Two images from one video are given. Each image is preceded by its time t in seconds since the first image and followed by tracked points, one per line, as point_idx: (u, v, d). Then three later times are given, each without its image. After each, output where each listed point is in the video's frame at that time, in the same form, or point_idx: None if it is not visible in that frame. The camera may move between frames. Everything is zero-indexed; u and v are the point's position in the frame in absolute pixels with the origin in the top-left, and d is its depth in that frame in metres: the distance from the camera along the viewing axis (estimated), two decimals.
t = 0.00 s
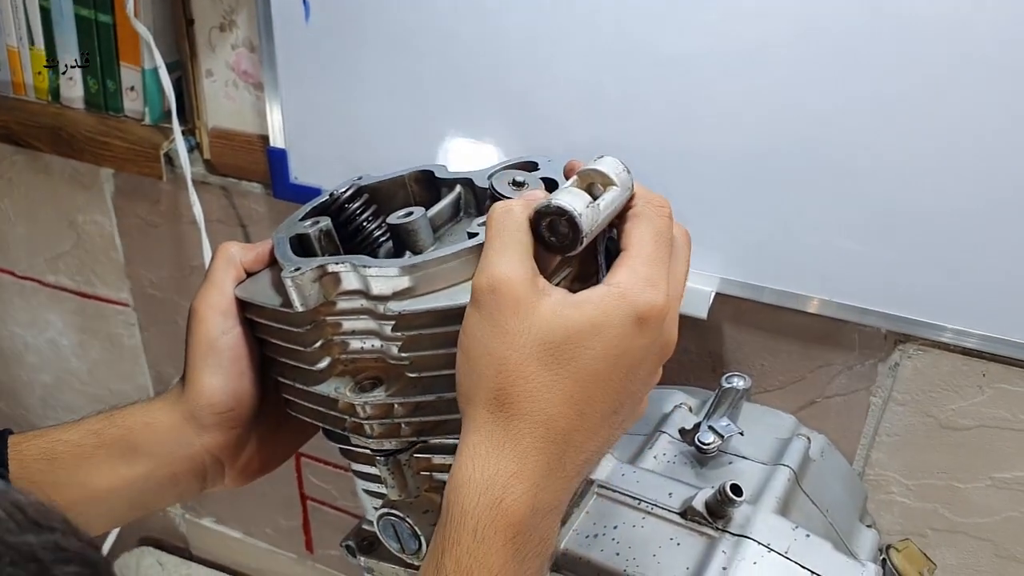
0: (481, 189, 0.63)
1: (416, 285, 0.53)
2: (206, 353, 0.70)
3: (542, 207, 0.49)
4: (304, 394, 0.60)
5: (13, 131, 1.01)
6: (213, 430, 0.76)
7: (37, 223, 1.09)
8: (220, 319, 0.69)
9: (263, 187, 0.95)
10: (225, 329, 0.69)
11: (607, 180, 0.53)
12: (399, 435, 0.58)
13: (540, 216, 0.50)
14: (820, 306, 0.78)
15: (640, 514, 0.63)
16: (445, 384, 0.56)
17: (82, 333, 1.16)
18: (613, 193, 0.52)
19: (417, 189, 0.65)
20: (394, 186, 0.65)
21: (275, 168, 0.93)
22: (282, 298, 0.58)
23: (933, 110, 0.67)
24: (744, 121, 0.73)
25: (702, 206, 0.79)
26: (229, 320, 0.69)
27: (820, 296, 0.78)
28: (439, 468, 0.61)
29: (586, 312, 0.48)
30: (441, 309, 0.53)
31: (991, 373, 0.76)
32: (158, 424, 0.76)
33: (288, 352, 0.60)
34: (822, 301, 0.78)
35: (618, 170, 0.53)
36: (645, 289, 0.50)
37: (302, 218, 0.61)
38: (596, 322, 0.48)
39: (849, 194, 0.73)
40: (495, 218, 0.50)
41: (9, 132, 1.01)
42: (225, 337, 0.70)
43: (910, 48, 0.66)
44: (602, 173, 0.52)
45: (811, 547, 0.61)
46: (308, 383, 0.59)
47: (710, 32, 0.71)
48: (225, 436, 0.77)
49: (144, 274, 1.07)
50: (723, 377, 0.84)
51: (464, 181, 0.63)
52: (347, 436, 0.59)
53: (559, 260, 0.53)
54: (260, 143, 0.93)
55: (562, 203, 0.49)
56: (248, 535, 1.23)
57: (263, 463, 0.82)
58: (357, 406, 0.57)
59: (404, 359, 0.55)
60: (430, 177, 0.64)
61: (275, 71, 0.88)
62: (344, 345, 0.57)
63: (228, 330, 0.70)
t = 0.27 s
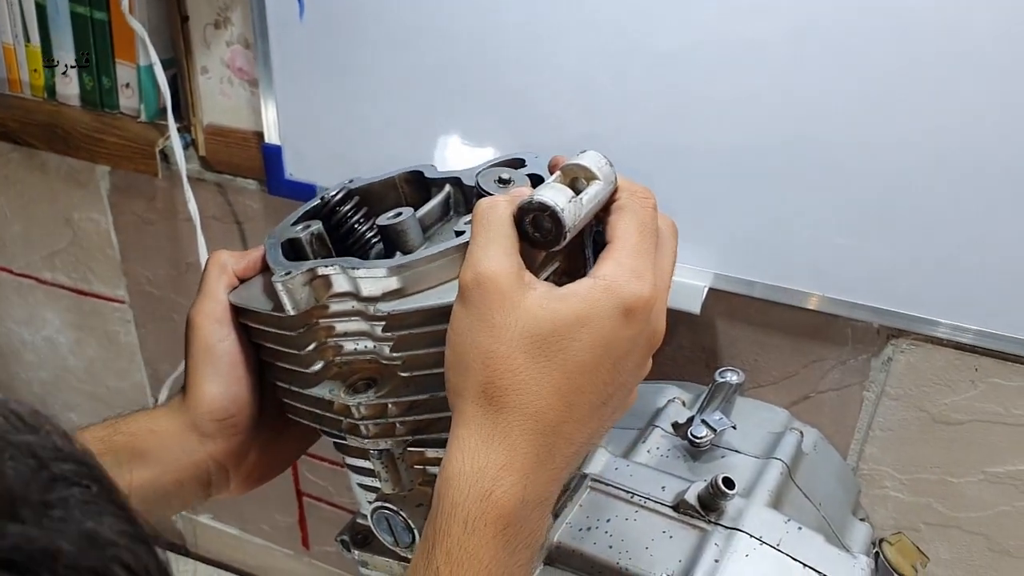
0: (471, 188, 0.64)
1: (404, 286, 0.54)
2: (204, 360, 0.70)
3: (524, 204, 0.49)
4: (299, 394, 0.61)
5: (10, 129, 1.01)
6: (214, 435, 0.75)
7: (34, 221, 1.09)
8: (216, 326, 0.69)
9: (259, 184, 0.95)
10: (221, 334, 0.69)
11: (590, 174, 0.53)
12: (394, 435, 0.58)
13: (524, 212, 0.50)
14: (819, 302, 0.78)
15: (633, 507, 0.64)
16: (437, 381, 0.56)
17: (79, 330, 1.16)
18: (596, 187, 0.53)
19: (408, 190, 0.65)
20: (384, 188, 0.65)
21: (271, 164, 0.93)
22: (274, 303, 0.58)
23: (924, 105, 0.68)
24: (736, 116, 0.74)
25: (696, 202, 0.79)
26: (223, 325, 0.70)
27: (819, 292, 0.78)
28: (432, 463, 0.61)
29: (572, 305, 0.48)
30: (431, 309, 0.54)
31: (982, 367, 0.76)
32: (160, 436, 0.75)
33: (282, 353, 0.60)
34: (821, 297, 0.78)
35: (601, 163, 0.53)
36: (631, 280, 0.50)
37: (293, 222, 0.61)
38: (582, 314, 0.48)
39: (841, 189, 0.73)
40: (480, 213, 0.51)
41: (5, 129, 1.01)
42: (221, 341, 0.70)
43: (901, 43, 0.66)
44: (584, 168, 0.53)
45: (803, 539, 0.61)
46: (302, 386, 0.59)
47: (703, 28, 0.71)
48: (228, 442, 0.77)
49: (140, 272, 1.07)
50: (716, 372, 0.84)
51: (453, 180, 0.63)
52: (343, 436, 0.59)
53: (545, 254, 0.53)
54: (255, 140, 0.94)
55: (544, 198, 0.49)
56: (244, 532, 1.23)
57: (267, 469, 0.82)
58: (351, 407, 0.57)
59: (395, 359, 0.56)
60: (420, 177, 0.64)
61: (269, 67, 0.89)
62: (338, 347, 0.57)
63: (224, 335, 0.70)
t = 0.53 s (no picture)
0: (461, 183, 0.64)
1: (393, 279, 0.54)
2: (195, 355, 0.70)
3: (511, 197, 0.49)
4: (288, 389, 0.61)
5: (3, 123, 1.01)
6: (206, 431, 0.75)
7: (27, 216, 1.09)
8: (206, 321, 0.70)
9: (252, 179, 0.95)
10: (211, 330, 0.70)
11: (579, 168, 0.53)
12: (383, 429, 0.58)
13: (512, 205, 0.50)
14: (818, 298, 0.78)
15: (622, 501, 0.64)
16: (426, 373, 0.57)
17: (73, 326, 1.16)
18: (584, 181, 0.53)
19: (398, 184, 0.65)
20: (375, 182, 0.65)
21: (264, 159, 0.93)
22: (263, 297, 0.58)
23: (916, 99, 0.68)
24: (729, 111, 0.74)
25: (688, 197, 0.79)
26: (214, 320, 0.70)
27: (818, 289, 0.78)
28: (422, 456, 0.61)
29: (554, 297, 0.49)
30: (420, 302, 0.54)
31: (974, 362, 0.76)
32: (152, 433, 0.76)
33: (272, 349, 0.60)
34: (820, 294, 0.78)
35: (589, 157, 0.53)
36: (616, 273, 0.50)
37: (283, 217, 0.61)
38: (565, 306, 0.49)
39: (833, 183, 0.73)
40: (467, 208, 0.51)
41: None
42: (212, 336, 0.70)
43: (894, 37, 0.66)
44: (572, 161, 0.53)
45: (791, 533, 0.61)
46: (291, 379, 0.59)
47: (694, 23, 0.71)
48: (220, 438, 0.77)
49: (134, 267, 1.07)
50: (708, 367, 0.84)
51: (443, 174, 0.63)
52: (333, 431, 0.60)
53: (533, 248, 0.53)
54: (248, 135, 0.94)
55: (531, 192, 0.49)
56: (238, 528, 1.23)
57: (260, 465, 0.82)
58: (340, 401, 0.57)
59: (384, 352, 0.56)
60: (410, 172, 0.64)
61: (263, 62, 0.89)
62: (328, 341, 0.57)
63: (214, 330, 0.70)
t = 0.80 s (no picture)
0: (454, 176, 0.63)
1: (384, 273, 0.53)
2: (190, 351, 0.70)
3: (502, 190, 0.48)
4: (280, 382, 0.60)
5: None
6: (200, 423, 0.75)
7: (23, 211, 1.09)
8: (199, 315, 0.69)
9: (248, 173, 0.95)
10: (203, 323, 0.69)
11: (571, 161, 0.52)
12: (375, 423, 0.58)
13: (504, 200, 0.49)
14: (820, 293, 0.77)
15: (616, 495, 0.63)
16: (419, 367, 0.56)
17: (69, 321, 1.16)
18: (576, 174, 0.52)
19: (391, 177, 0.65)
20: (368, 175, 0.64)
21: (258, 153, 0.93)
22: (254, 291, 0.57)
23: (914, 91, 0.67)
24: (724, 104, 0.73)
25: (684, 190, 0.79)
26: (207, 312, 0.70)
27: (820, 284, 0.77)
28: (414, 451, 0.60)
29: (533, 298, 0.48)
30: (412, 296, 0.53)
31: (972, 356, 0.76)
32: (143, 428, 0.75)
33: (262, 343, 0.59)
34: (822, 288, 0.77)
35: (581, 150, 0.53)
36: (595, 270, 0.49)
37: (274, 210, 0.61)
38: (543, 305, 0.48)
39: (830, 176, 0.72)
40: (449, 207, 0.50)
41: None
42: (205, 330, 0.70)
43: (891, 29, 0.66)
44: (564, 154, 0.52)
45: (786, 528, 0.61)
46: (283, 372, 0.58)
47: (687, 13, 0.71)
48: (213, 430, 0.76)
49: (129, 262, 1.07)
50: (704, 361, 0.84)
51: (435, 167, 0.63)
52: (324, 425, 0.59)
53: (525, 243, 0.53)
54: (243, 129, 0.93)
55: (523, 184, 0.49)
56: (235, 523, 1.23)
57: (252, 457, 0.82)
58: (331, 395, 0.56)
59: (376, 347, 0.55)
60: (402, 164, 0.64)
61: (257, 56, 0.88)
62: (319, 335, 0.56)
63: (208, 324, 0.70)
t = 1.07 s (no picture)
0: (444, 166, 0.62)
1: (370, 262, 0.52)
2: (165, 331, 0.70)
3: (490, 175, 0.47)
4: (265, 375, 0.58)
5: None
6: (150, 399, 0.76)
7: (14, 205, 1.08)
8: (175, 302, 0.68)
9: (240, 167, 0.94)
10: (175, 307, 0.69)
11: (562, 148, 0.51)
12: (361, 417, 0.56)
13: (492, 185, 0.48)
14: (826, 289, 0.76)
15: (610, 492, 0.62)
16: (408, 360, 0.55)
17: (61, 316, 1.15)
18: (567, 161, 0.51)
19: (381, 167, 0.64)
20: (357, 165, 0.63)
21: (250, 145, 0.92)
22: (239, 280, 0.56)
23: (915, 81, 0.66)
24: (721, 95, 0.72)
25: (681, 183, 0.77)
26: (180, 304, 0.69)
27: (825, 280, 0.75)
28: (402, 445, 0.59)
29: (522, 291, 0.47)
30: (398, 285, 0.52)
31: (974, 351, 0.74)
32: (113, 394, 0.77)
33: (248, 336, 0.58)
34: (829, 284, 0.76)
35: (572, 136, 0.51)
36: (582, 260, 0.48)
37: (261, 200, 0.59)
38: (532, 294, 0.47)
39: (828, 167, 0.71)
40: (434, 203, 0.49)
41: None
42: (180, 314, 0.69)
43: (891, 17, 0.64)
44: (555, 141, 0.51)
45: (783, 525, 0.59)
46: (268, 364, 0.57)
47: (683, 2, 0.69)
48: (159, 407, 0.77)
49: (121, 256, 1.06)
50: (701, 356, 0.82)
51: (425, 156, 0.62)
52: (310, 418, 0.58)
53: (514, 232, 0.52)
54: (235, 122, 0.92)
55: (512, 170, 0.47)
56: (229, 522, 1.22)
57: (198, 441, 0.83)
58: (317, 387, 0.55)
59: (362, 338, 0.54)
60: (392, 154, 0.63)
61: (249, 48, 0.87)
62: (305, 326, 0.56)
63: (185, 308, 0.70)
